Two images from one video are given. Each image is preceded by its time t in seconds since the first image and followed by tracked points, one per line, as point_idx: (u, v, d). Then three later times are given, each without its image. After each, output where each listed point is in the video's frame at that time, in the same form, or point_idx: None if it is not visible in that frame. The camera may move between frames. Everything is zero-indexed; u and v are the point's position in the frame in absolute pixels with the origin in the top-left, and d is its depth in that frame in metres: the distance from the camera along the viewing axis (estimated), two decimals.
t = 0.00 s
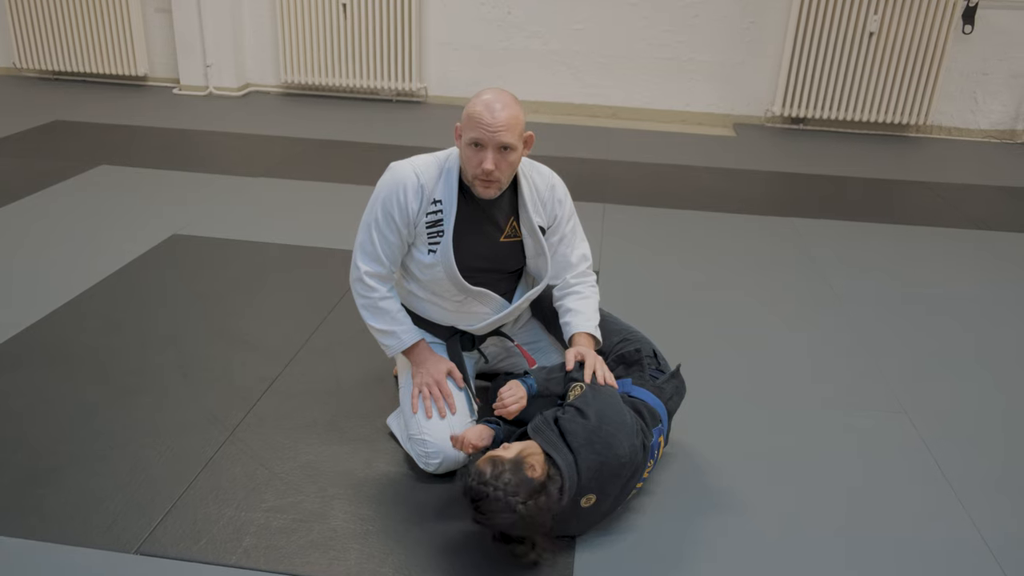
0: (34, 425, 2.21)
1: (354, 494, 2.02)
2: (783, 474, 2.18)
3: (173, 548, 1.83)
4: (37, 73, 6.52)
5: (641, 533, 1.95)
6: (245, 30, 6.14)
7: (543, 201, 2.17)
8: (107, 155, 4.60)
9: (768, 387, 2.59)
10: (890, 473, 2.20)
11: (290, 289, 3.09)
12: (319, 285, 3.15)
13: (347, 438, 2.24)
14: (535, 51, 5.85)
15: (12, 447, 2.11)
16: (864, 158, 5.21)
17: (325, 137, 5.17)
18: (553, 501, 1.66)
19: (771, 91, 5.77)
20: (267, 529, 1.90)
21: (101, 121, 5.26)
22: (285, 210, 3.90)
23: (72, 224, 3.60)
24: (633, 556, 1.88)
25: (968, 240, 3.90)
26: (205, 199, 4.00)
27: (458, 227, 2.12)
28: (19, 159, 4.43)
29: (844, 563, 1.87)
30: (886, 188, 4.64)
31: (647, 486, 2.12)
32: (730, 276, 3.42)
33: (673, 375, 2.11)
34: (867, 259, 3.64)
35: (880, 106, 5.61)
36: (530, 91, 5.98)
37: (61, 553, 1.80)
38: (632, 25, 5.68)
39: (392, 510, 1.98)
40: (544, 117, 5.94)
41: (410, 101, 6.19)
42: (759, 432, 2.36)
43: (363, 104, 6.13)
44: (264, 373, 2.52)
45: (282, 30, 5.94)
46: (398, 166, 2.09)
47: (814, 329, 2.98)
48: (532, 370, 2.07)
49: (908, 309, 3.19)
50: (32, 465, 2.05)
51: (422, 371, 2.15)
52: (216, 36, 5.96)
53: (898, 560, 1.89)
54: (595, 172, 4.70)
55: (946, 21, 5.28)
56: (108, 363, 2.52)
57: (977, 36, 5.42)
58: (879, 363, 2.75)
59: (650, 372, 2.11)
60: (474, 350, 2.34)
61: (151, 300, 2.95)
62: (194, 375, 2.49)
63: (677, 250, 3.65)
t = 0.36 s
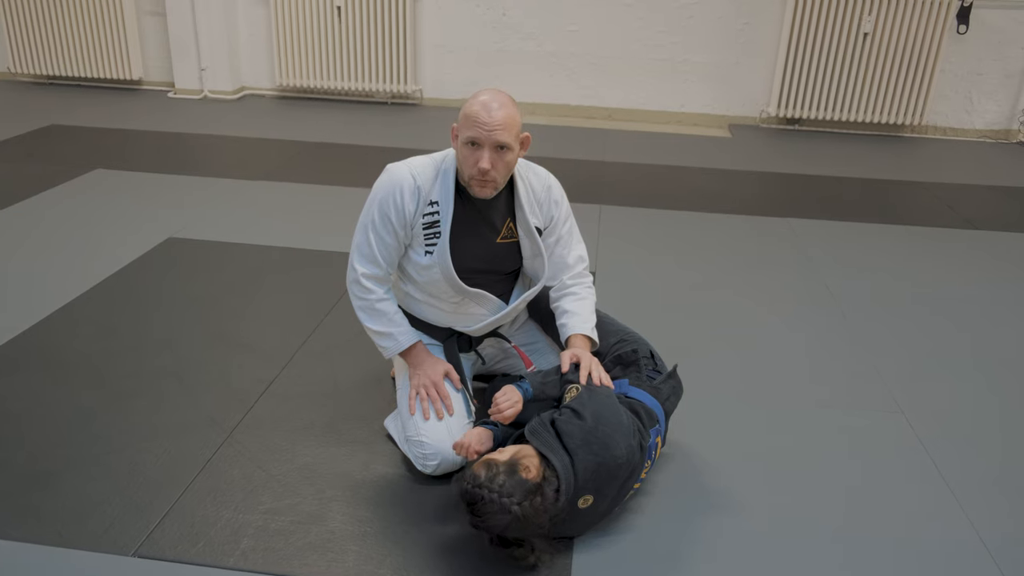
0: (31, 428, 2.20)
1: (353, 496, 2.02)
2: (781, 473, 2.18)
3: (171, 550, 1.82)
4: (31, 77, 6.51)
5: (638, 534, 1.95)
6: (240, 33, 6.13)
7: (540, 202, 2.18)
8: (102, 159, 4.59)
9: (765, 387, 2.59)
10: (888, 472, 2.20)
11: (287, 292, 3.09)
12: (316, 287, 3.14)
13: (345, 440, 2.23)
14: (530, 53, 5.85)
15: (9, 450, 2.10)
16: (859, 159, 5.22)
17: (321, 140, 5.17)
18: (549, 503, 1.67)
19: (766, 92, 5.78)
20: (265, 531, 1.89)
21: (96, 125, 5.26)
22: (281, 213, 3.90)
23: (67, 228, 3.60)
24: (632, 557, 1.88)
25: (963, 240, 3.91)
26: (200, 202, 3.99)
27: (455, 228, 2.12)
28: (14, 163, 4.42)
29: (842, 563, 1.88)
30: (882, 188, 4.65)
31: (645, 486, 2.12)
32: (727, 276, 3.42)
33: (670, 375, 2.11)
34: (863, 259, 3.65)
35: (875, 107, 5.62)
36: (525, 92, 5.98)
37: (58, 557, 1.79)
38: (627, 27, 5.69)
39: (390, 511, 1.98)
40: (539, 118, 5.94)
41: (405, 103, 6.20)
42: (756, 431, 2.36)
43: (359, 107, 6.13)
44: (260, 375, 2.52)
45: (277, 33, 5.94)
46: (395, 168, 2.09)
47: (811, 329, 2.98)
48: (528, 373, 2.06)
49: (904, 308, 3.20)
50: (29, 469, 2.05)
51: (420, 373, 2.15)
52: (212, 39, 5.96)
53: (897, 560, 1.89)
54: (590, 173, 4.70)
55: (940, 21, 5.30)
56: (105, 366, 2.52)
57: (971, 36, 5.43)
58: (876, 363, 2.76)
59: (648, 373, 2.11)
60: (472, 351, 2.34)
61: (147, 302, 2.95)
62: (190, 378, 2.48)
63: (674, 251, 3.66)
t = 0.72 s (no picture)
0: (31, 429, 2.19)
1: (353, 495, 2.02)
2: (781, 473, 2.19)
3: (172, 550, 1.82)
4: (30, 78, 6.50)
5: (638, 533, 1.95)
6: (239, 34, 6.13)
7: (543, 201, 2.18)
8: (101, 159, 4.59)
9: (765, 386, 2.59)
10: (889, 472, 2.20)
11: (287, 292, 3.09)
12: (315, 287, 3.14)
13: (345, 439, 2.23)
14: (530, 53, 5.85)
15: (8, 451, 2.10)
16: (859, 159, 5.23)
17: (320, 140, 5.17)
18: (548, 500, 1.67)
19: (766, 93, 5.79)
20: (265, 531, 1.89)
21: (95, 126, 5.25)
22: (281, 213, 3.90)
23: (67, 229, 3.59)
24: (632, 557, 1.87)
25: (963, 240, 3.91)
26: (200, 203, 3.99)
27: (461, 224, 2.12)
28: (13, 164, 4.42)
29: (842, 563, 1.88)
30: (881, 188, 4.65)
31: (645, 486, 2.12)
32: (727, 276, 3.42)
33: (670, 374, 2.11)
34: (862, 259, 3.66)
35: (875, 107, 5.63)
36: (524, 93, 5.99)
37: (58, 557, 1.79)
38: (626, 27, 5.69)
39: (390, 510, 1.98)
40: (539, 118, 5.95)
41: (404, 104, 6.20)
42: (757, 431, 2.36)
43: (359, 107, 6.12)
44: (260, 375, 2.52)
45: (276, 33, 5.94)
46: (400, 163, 2.09)
47: (810, 329, 2.98)
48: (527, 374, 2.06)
49: (904, 308, 3.20)
50: (28, 469, 2.04)
51: (420, 372, 2.15)
52: (211, 39, 5.95)
53: (898, 560, 1.89)
54: (590, 173, 4.70)
55: (941, 21, 5.30)
56: (105, 366, 2.52)
57: (970, 36, 5.44)
58: (876, 363, 2.76)
59: (647, 372, 2.10)
60: (472, 350, 2.34)
61: (147, 303, 2.95)
62: (191, 378, 2.48)
63: (673, 251, 3.66)
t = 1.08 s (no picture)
0: (31, 428, 2.19)
1: (354, 493, 2.02)
2: (783, 471, 2.19)
3: (173, 548, 1.82)
4: (29, 76, 6.50)
5: (638, 532, 1.95)
6: (239, 32, 6.13)
7: (552, 199, 2.18)
8: (101, 158, 4.58)
9: (766, 385, 2.60)
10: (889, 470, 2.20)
11: (287, 290, 3.08)
12: (316, 285, 3.14)
13: (346, 437, 2.23)
14: (529, 51, 5.85)
15: (8, 449, 2.10)
16: (858, 158, 5.23)
17: (320, 138, 5.17)
18: (549, 499, 1.67)
19: (766, 91, 5.79)
20: (266, 528, 1.89)
21: (94, 125, 5.25)
22: (280, 212, 3.89)
23: (66, 228, 3.59)
24: (633, 554, 1.88)
25: (963, 239, 3.91)
26: (200, 201, 3.99)
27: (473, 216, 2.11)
28: (12, 163, 4.41)
29: (843, 561, 1.88)
30: (881, 187, 4.65)
31: (644, 484, 2.12)
32: (727, 275, 3.43)
33: (670, 371, 2.11)
34: (862, 258, 3.66)
35: (875, 106, 5.63)
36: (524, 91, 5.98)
37: (59, 555, 1.79)
38: (626, 25, 5.69)
39: (391, 508, 1.98)
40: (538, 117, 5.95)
41: (404, 102, 6.19)
42: (758, 430, 2.36)
43: (359, 106, 6.12)
44: (261, 373, 2.52)
45: (276, 32, 5.93)
46: (413, 154, 2.10)
47: (811, 327, 2.99)
48: (528, 371, 2.07)
49: (904, 307, 3.20)
50: (29, 468, 2.04)
51: (421, 371, 2.15)
52: (211, 38, 5.95)
53: (899, 559, 1.89)
54: (590, 172, 4.70)
55: (941, 19, 5.29)
56: (105, 365, 2.52)
57: (970, 35, 5.44)
58: (877, 362, 2.76)
59: (647, 369, 2.11)
60: (472, 347, 2.34)
61: (147, 301, 2.95)
62: (191, 377, 2.48)
63: (673, 250, 3.66)
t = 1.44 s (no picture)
0: (33, 424, 2.20)
1: (355, 487, 2.02)
2: (783, 466, 2.19)
3: (175, 542, 1.82)
4: (30, 73, 6.50)
5: (638, 527, 1.95)
6: (239, 28, 6.12)
7: (555, 194, 2.18)
8: (100, 154, 4.58)
9: (766, 379, 2.60)
10: (890, 465, 2.20)
11: (287, 286, 3.08)
12: (316, 280, 3.14)
13: (348, 432, 2.24)
14: (530, 47, 5.84)
15: (10, 445, 2.11)
16: (859, 153, 5.22)
17: (320, 134, 5.17)
18: (549, 492, 1.67)
19: (766, 87, 5.78)
20: (268, 522, 1.89)
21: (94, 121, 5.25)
22: (281, 207, 3.89)
23: (67, 224, 3.59)
24: (633, 548, 1.88)
25: (963, 234, 3.91)
26: (200, 197, 3.99)
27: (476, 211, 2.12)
28: (12, 159, 4.41)
29: (844, 556, 1.88)
30: (880, 182, 4.65)
31: (644, 479, 2.12)
32: (727, 270, 3.43)
33: (672, 366, 2.11)
34: (862, 253, 3.66)
35: (875, 102, 5.63)
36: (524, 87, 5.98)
37: (62, 549, 1.79)
38: (626, 21, 5.68)
39: (392, 502, 1.98)
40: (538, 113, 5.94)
41: (404, 98, 6.19)
42: (759, 424, 2.36)
43: (358, 101, 6.11)
44: (262, 368, 2.52)
45: (276, 27, 5.93)
46: (418, 149, 2.10)
47: (811, 322, 2.99)
48: (529, 364, 2.07)
49: (905, 302, 3.20)
50: (30, 463, 2.05)
51: (421, 366, 2.16)
52: (211, 34, 5.94)
53: (899, 553, 1.90)
54: (590, 168, 4.70)
55: (941, 15, 5.29)
56: (106, 360, 2.52)
57: (971, 30, 5.43)
58: (878, 356, 2.76)
59: (648, 364, 2.11)
60: (473, 342, 2.34)
61: (148, 297, 2.95)
62: (192, 373, 2.48)
63: (674, 245, 3.66)
